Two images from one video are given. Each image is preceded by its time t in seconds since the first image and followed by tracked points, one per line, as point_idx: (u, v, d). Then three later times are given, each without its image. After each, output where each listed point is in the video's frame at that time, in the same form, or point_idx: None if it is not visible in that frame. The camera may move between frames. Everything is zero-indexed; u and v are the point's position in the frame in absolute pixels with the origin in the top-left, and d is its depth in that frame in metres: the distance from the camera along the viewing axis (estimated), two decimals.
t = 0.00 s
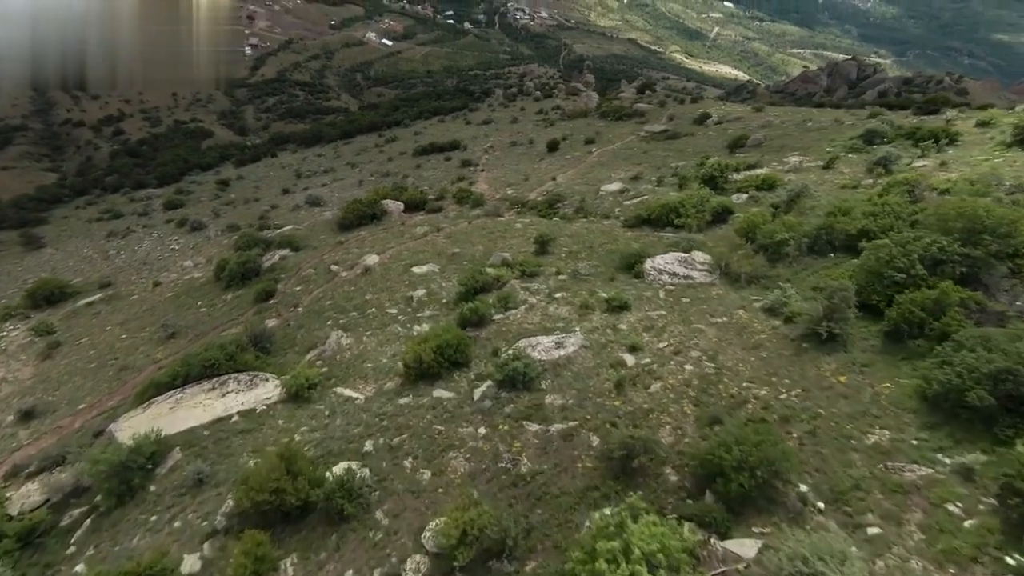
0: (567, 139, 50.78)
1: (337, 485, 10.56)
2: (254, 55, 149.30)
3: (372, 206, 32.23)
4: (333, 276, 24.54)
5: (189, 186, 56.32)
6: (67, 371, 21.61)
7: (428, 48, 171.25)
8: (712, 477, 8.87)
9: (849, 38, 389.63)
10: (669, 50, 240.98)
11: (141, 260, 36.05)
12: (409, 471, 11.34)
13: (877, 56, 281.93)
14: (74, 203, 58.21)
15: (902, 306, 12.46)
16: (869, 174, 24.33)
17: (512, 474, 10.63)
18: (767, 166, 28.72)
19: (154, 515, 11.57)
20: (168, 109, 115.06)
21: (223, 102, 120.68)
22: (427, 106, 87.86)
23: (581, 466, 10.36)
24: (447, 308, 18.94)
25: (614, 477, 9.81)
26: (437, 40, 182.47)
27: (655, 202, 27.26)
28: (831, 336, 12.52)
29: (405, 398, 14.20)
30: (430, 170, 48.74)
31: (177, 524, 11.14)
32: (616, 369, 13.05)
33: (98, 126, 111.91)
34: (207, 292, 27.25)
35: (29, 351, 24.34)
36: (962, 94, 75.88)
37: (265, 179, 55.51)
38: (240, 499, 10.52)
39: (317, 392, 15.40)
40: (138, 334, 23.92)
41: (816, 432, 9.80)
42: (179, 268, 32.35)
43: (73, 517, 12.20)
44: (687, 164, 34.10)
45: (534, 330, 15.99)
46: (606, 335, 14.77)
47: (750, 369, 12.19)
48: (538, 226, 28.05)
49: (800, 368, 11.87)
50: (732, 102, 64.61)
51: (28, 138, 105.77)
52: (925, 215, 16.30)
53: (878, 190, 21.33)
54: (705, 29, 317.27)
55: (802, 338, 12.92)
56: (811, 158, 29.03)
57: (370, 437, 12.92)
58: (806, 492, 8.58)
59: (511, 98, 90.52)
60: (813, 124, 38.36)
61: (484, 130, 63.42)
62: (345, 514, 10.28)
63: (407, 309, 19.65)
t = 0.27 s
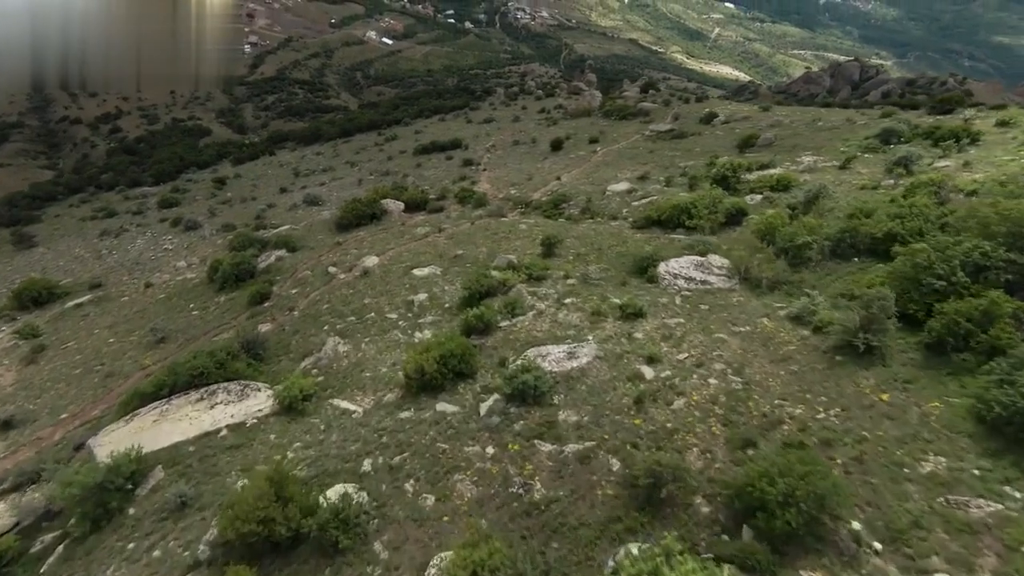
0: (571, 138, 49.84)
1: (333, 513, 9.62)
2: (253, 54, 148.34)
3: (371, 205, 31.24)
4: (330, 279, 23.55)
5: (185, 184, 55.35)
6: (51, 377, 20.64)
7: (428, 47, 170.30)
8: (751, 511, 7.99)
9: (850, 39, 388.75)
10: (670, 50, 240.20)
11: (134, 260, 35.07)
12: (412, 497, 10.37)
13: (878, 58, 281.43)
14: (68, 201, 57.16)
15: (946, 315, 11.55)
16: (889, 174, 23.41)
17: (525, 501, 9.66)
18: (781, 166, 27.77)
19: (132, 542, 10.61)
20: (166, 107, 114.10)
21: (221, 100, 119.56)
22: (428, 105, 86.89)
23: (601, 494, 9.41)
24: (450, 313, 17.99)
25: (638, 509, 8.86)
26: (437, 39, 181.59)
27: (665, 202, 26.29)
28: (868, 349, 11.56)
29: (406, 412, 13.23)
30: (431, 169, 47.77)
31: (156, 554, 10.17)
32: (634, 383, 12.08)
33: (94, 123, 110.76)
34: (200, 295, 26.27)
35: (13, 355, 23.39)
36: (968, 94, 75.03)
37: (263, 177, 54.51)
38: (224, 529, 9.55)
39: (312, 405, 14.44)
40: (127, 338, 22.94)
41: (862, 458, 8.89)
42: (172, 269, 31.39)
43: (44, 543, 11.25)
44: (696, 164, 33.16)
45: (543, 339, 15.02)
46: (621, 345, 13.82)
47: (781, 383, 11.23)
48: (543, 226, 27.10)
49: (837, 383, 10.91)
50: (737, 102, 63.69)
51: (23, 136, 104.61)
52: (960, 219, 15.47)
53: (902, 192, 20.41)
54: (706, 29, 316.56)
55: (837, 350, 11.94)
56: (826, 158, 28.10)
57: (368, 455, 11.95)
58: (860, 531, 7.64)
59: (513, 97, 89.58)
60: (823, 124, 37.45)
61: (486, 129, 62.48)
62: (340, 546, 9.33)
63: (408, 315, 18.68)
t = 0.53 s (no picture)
0: (578, 136, 48.68)
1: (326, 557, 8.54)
2: (255, 50, 147.27)
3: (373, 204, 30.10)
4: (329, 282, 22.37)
5: (184, 180, 54.28)
6: (33, 383, 19.57)
7: (431, 45, 169.04)
8: (814, 567, 7.04)
9: (855, 40, 386.59)
10: (674, 50, 238.71)
11: (128, 258, 34.00)
12: (416, 533, 9.29)
13: (883, 59, 279.71)
14: (64, 196, 56.15)
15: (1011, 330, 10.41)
16: (918, 175, 22.24)
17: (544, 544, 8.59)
18: (801, 166, 26.59)
19: None
20: (166, 103, 113.15)
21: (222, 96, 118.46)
22: (431, 102, 85.74)
23: (632, 538, 8.39)
24: (456, 320, 16.85)
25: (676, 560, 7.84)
26: (440, 37, 180.32)
27: (680, 203, 25.10)
28: (922, 369, 10.44)
29: (409, 431, 12.09)
30: (434, 167, 46.62)
31: None
32: (661, 404, 10.95)
33: (94, 118, 109.77)
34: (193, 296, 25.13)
35: None
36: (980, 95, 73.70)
37: (263, 174, 53.42)
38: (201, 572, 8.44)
39: (306, 420, 13.32)
40: (115, 342, 21.83)
41: (933, 501, 7.90)
42: (165, 268, 30.29)
43: None
44: (710, 163, 31.95)
45: (557, 350, 13.86)
46: (644, 359, 12.67)
47: (827, 407, 10.10)
48: (552, 227, 25.96)
49: (891, 408, 9.81)
50: (746, 100, 62.45)
51: (22, 131, 103.65)
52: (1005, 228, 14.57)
53: (935, 194, 19.29)
54: (711, 29, 315.03)
55: (888, 368, 10.84)
56: (848, 158, 26.93)
57: (367, 481, 10.83)
58: None
59: (517, 94, 88.34)
60: (840, 123, 36.27)
61: (490, 126, 61.32)
62: None
63: (410, 321, 17.52)
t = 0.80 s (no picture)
0: (586, 135, 47.51)
1: None
2: (259, 47, 146.39)
3: (376, 203, 29.00)
4: (328, 285, 21.24)
5: (183, 177, 53.24)
6: (15, 391, 18.52)
7: (436, 42, 167.90)
8: None
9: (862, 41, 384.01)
10: (680, 50, 237.13)
11: (123, 257, 32.98)
12: None
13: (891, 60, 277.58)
14: (62, 192, 55.19)
15: None
16: (953, 178, 21.04)
17: None
18: (824, 167, 25.36)
19: None
20: (169, 99, 112.27)
21: (225, 92, 117.63)
22: (435, 100, 84.61)
23: None
24: (464, 330, 15.71)
25: None
26: (445, 35, 179.21)
27: (698, 206, 23.88)
28: (993, 399, 9.65)
29: (413, 456, 10.93)
30: (439, 166, 45.48)
31: None
32: (697, 430, 9.78)
33: (96, 114, 109.15)
34: (187, 298, 24.03)
35: None
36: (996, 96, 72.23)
37: (264, 171, 52.37)
38: None
39: (299, 441, 12.20)
40: (102, 347, 20.72)
41: None
42: (160, 268, 29.22)
43: None
44: (726, 164, 30.72)
45: (574, 367, 12.73)
46: (673, 379, 11.50)
47: (888, 439, 9.12)
48: (562, 229, 24.80)
49: (963, 443, 8.94)
50: (758, 100, 61.15)
51: (24, 126, 103.07)
52: None
53: (975, 198, 18.13)
54: (717, 29, 313.22)
55: (952, 397, 9.87)
56: (874, 159, 25.70)
57: (366, 515, 9.68)
58: None
59: (523, 92, 87.17)
60: (860, 123, 35.04)
61: (496, 124, 60.16)
62: None
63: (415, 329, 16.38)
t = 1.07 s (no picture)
0: (595, 135, 46.53)
1: None
2: (264, 44, 145.82)
3: (379, 203, 28.04)
4: (328, 288, 20.28)
5: (184, 174, 52.45)
6: None
7: (442, 41, 167.11)
8: None
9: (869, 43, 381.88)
10: (687, 51, 235.93)
11: (119, 255, 32.14)
12: None
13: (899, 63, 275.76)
14: (62, 189, 54.43)
15: None
16: (987, 184, 19.99)
17: None
18: (847, 170, 24.28)
19: None
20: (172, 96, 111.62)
21: (229, 90, 117.00)
22: (440, 99, 83.73)
23: None
24: (471, 341, 14.70)
25: None
26: (451, 34, 178.47)
27: (715, 209, 22.85)
28: None
29: (416, 484, 9.94)
30: (444, 165, 44.54)
31: None
32: (735, 463, 8.84)
33: (100, 110, 108.63)
34: (181, 300, 23.11)
35: None
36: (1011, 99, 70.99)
37: (266, 169, 51.52)
38: None
39: (292, 462, 11.24)
40: (91, 351, 19.80)
41: None
42: (156, 268, 28.33)
43: None
44: (742, 166, 29.67)
45: (592, 384, 11.66)
46: (702, 401, 10.48)
47: (954, 479, 8.38)
48: (573, 232, 23.80)
49: None
50: (769, 101, 60.04)
51: (28, 122, 102.70)
52: None
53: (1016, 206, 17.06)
54: (724, 31, 311.69)
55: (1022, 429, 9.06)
56: (899, 162, 24.62)
57: (365, 553, 8.74)
58: None
59: (529, 92, 86.21)
60: (880, 125, 33.96)
61: (502, 124, 59.23)
62: None
63: (419, 338, 15.41)
